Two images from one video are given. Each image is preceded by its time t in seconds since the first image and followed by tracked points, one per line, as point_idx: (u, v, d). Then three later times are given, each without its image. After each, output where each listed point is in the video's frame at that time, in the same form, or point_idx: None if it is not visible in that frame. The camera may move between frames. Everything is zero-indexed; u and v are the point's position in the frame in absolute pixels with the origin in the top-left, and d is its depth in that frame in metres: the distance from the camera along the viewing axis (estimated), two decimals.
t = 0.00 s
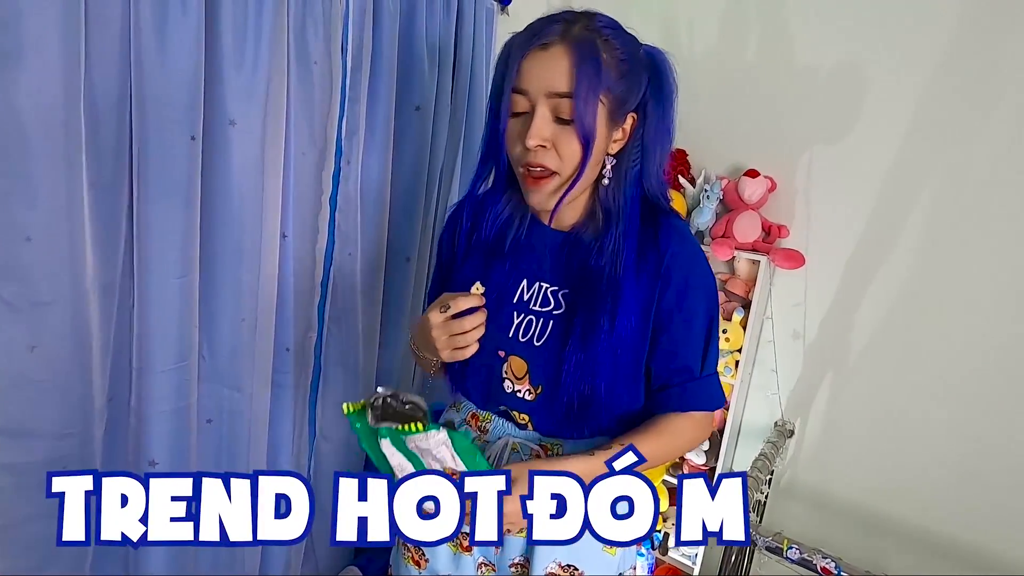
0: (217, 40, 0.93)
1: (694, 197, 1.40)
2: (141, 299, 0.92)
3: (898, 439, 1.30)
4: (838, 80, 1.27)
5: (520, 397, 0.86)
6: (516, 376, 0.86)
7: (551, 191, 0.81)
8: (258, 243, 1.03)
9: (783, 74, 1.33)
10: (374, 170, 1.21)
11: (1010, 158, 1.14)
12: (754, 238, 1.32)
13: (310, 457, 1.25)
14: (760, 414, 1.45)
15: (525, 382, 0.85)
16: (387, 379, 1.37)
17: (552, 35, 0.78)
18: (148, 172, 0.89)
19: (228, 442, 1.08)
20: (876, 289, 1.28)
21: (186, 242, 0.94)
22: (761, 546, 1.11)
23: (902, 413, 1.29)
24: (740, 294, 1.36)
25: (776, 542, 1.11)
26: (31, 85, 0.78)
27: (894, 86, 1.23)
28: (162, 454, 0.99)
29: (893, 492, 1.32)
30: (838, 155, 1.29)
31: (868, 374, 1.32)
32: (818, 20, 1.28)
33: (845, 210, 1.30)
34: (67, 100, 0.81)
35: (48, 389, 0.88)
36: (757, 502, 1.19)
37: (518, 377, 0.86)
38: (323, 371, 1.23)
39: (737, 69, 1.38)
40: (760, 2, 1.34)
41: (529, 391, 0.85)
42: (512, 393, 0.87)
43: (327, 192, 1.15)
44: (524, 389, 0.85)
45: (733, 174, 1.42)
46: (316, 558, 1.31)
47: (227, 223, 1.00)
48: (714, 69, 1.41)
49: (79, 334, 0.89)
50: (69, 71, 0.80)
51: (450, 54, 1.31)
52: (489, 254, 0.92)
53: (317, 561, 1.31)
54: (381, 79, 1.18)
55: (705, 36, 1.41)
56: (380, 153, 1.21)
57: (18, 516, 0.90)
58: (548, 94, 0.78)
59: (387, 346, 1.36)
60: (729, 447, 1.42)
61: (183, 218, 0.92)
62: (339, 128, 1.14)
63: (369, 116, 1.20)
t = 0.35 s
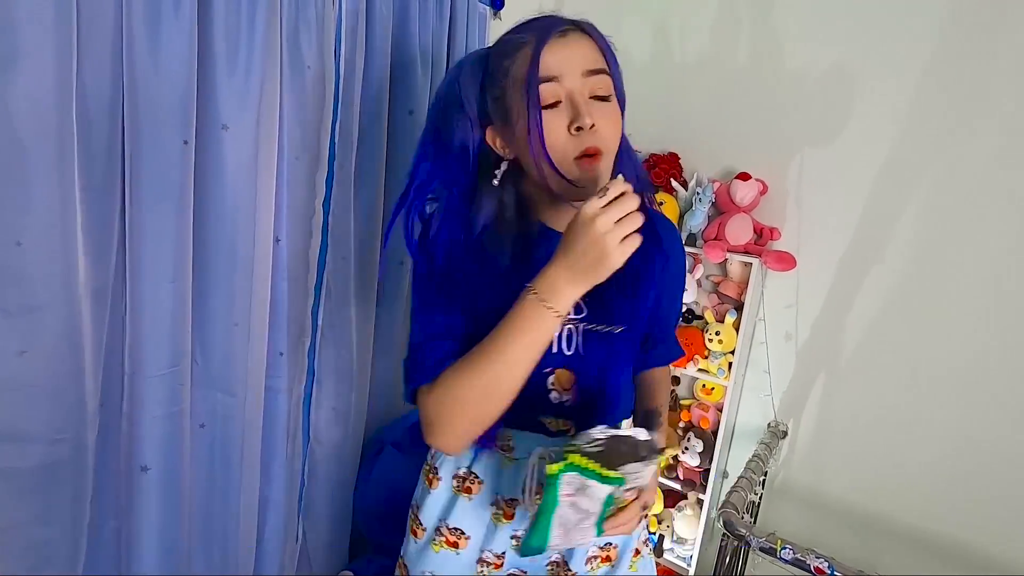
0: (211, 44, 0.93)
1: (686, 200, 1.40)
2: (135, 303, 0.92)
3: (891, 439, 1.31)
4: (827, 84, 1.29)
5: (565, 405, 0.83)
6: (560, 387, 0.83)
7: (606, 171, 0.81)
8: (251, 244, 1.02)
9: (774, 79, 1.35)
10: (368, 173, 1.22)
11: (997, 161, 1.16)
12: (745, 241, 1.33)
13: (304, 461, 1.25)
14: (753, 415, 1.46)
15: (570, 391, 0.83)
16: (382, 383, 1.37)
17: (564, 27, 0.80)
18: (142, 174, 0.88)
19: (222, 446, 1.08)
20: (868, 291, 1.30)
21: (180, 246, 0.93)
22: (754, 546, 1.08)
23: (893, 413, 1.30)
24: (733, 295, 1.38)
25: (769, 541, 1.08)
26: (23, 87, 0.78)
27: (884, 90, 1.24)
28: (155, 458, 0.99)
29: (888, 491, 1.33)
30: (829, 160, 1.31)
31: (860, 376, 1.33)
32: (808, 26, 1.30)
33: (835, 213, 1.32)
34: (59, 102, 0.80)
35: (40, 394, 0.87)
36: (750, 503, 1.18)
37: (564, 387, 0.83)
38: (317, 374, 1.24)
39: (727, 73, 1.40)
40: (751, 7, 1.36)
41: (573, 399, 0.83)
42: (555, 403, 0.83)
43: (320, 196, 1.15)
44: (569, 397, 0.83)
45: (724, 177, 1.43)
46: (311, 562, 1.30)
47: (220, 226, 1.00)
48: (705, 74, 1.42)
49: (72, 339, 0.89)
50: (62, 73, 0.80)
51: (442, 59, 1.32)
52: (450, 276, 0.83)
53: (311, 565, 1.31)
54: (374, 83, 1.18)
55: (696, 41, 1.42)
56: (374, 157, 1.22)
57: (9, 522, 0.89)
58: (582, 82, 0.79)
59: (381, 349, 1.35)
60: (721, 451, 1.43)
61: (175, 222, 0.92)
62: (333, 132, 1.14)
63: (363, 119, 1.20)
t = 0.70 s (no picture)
0: (199, 42, 0.94)
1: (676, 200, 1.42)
2: (122, 300, 0.92)
3: (881, 437, 1.32)
4: (814, 84, 1.31)
5: (638, 430, 0.78)
6: (634, 411, 0.78)
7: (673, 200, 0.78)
8: (240, 242, 1.02)
9: (762, 80, 1.36)
10: (359, 173, 1.22)
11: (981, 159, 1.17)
12: (733, 240, 1.35)
13: (295, 460, 1.24)
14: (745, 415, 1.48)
15: (644, 415, 0.78)
16: (374, 382, 1.37)
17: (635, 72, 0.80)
18: (129, 170, 0.89)
19: (211, 445, 1.08)
20: (856, 289, 1.31)
21: (168, 244, 0.94)
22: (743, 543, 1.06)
23: (882, 411, 1.31)
24: (723, 295, 1.39)
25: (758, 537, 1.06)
26: (9, 82, 0.78)
27: (870, 90, 1.26)
28: (143, 456, 0.99)
29: (878, 489, 1.33)
30: (816, 160, 1.32)
31: (849, 374, 1.34)
32: (795, 27, 1.32)
33: (822, 212, 1.33)
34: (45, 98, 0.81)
35: (26, 390, 0.87)
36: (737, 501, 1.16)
37: (636, 410, 0.78)
38: (309, 374, 1.24)
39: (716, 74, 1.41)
40: (739, 9, 1.38)
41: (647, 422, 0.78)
42: (631, 429, 0.77)
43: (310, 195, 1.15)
44: (643, 422, 0.78)
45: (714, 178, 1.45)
46: (301, 561, 1.30)
47: (209, 224, 1.00)
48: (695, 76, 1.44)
49: (59, 336, 0.88)
50: (48, 68, 0.80)
51: (434, 59, 1.33)
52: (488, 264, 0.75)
53: (302, 565, 1.30)
54: (364, 85, 1.19)
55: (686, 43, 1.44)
56: (365, 156, 1.22)
57: None
58: (627, 108, 0.77)
59: (374, 349, 1.36)
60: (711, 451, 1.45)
61: (163, 220, 0.92)
62: (323, 132, 1.14)
63: (354, 119, 1.21)
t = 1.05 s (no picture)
0: (215, 42, 0.97)
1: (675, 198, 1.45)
2: (141, 291, 0.95)
3: (877, 429, 1.35)
4: (809, 86, 1.35)
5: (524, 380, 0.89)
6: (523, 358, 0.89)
7: (547, 164, 0.87)
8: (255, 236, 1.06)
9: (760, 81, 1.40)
10: (366, 171, 1.25)
11: (974, 158, 1.21)
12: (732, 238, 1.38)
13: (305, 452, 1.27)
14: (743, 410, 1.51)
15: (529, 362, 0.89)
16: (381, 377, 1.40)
17: (609, 47, 0.85)
18: (149, 165, 0.91)
19: (225, 435, 1.10)
20: (852, 284, 1.34)
21: (186, 238, 0.97)
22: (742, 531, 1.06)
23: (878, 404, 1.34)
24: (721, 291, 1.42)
25: (757, 525, 1.06)
26: (37, 78, 0.81)
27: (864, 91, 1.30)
28: (161, 444, 1.01)
29: (876, 481, 1.36)
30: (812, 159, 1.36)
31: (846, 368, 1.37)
32: (791, 31, 1.36)
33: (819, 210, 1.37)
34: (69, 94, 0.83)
35: (49, 378, 0.90)
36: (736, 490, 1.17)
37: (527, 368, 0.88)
38: (318, 368, 1.27)
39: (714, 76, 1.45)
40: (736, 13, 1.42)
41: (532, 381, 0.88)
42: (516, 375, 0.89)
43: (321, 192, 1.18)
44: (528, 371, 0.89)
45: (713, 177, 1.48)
46: (309, 552, 1.33)
47: (224, 218, 1.03)
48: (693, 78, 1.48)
49: (80, 325, 0.91)
50: (73, 65, 0.83)
51: (439, 61, 1.36)
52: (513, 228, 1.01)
53: (310, 555, 1.33)
54: (374, 86, 1.23)
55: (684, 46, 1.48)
56: (372, 154, 1.25)
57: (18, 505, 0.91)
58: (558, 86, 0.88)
59: (380, 344, 1.39)
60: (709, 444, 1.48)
61: (182, 214, 0.95)
62: (333, 130, 1.17)
63: (362, 118, 1.24)
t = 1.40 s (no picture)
0: (219, 44, 0.98)
1: (673, 200, 1.47)
2: (143, 290, 0.95)
3: (875, 429, 1.36)
4: (806, 89, 1.36)
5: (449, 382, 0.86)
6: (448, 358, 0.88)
7: (503, 189, 0.81)
8: (257, 237, 1.06)
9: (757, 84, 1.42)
10: (367, 172, 1.26)
11: (970, 160, 1.22)
12: (730, 239, 1.39)
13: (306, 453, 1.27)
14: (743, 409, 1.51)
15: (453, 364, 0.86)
16: (381, 379, 1.40)
17: (546, 61, 0.80)
18: (152, 166, 0.92)
19: (226, 435, 1.11)
20: (849, 285, 1.35)
21: (188, 237, 0.97)
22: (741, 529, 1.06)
23: (876, 403, 1.35)
24: (720, 292, 1.43)
25: (756, 522, 1.06)
26: (44, 79, 0.81)
27: (860, 94, 1.31)
28: (163, 444, 1.02)
29: (874, 480, 1.37)
30: (809, 161, 1.37)
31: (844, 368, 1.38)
32: (787, 35, 1.38)
33: (816, 212, 1.38)
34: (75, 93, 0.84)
35: (52, 377, 0.90)
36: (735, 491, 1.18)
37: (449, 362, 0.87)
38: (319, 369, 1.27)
39: (711, 79, 1.47)
40: (733, 18, 1.44)
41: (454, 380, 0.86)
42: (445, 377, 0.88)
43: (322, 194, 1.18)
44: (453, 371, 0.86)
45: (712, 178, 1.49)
46: (308, 553, 1.33)
47: (227, 219, 1.03)
48: (691, 81, 1.49)
49: (83, 324, 0.91)
50: (78, 65, 0.84)
51: (440, 64, 1.37)
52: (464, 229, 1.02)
53: (309, 557, 1.33)
54: (374, 87, 1.23)
55: (683, 50, 1.50)
56: (373, 156, 1.26)
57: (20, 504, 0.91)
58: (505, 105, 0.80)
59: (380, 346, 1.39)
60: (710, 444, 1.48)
61: (183, 213, 0.95)
62: (335, 132, 1.18)
63: (363, 121, 1.25)
